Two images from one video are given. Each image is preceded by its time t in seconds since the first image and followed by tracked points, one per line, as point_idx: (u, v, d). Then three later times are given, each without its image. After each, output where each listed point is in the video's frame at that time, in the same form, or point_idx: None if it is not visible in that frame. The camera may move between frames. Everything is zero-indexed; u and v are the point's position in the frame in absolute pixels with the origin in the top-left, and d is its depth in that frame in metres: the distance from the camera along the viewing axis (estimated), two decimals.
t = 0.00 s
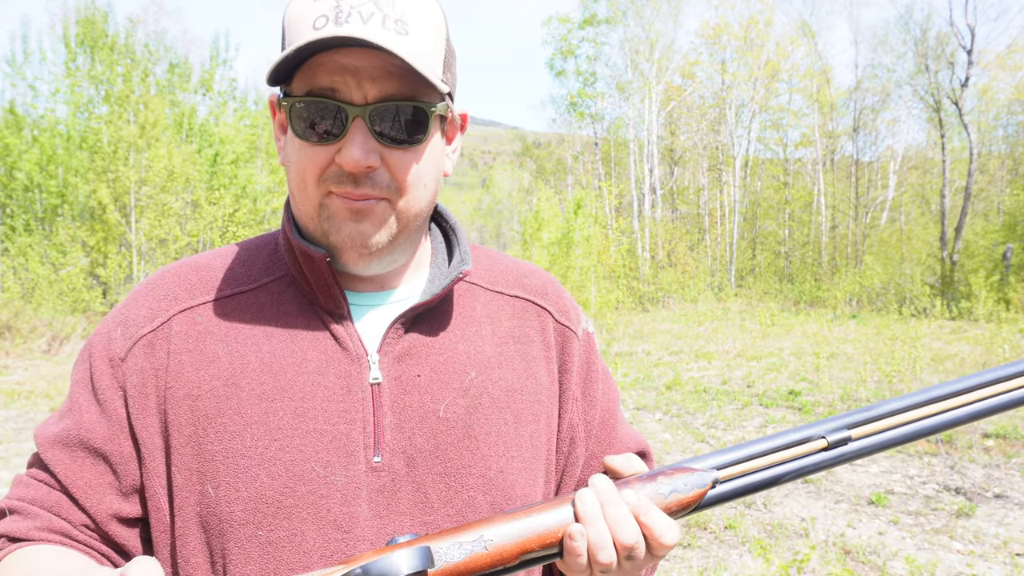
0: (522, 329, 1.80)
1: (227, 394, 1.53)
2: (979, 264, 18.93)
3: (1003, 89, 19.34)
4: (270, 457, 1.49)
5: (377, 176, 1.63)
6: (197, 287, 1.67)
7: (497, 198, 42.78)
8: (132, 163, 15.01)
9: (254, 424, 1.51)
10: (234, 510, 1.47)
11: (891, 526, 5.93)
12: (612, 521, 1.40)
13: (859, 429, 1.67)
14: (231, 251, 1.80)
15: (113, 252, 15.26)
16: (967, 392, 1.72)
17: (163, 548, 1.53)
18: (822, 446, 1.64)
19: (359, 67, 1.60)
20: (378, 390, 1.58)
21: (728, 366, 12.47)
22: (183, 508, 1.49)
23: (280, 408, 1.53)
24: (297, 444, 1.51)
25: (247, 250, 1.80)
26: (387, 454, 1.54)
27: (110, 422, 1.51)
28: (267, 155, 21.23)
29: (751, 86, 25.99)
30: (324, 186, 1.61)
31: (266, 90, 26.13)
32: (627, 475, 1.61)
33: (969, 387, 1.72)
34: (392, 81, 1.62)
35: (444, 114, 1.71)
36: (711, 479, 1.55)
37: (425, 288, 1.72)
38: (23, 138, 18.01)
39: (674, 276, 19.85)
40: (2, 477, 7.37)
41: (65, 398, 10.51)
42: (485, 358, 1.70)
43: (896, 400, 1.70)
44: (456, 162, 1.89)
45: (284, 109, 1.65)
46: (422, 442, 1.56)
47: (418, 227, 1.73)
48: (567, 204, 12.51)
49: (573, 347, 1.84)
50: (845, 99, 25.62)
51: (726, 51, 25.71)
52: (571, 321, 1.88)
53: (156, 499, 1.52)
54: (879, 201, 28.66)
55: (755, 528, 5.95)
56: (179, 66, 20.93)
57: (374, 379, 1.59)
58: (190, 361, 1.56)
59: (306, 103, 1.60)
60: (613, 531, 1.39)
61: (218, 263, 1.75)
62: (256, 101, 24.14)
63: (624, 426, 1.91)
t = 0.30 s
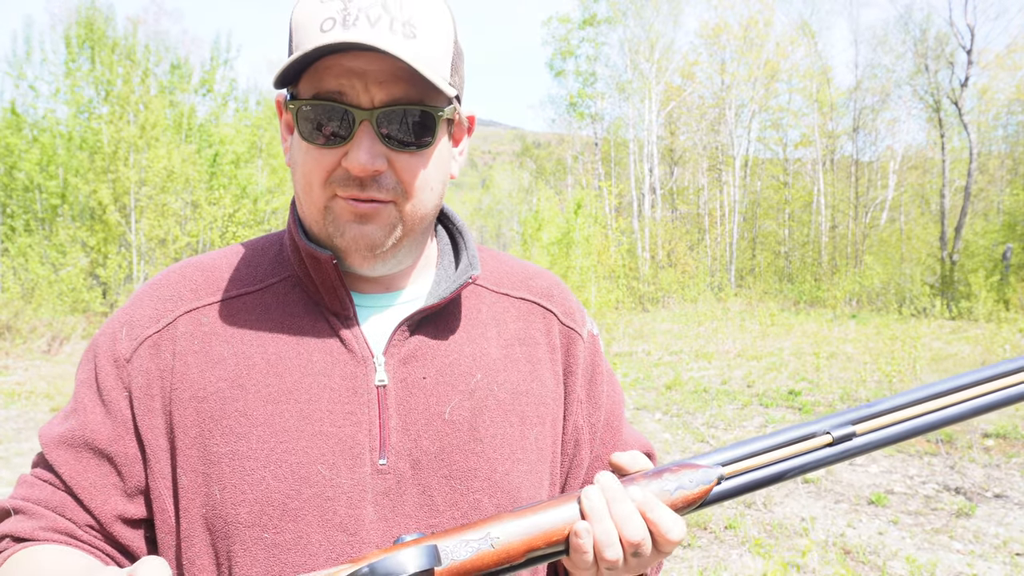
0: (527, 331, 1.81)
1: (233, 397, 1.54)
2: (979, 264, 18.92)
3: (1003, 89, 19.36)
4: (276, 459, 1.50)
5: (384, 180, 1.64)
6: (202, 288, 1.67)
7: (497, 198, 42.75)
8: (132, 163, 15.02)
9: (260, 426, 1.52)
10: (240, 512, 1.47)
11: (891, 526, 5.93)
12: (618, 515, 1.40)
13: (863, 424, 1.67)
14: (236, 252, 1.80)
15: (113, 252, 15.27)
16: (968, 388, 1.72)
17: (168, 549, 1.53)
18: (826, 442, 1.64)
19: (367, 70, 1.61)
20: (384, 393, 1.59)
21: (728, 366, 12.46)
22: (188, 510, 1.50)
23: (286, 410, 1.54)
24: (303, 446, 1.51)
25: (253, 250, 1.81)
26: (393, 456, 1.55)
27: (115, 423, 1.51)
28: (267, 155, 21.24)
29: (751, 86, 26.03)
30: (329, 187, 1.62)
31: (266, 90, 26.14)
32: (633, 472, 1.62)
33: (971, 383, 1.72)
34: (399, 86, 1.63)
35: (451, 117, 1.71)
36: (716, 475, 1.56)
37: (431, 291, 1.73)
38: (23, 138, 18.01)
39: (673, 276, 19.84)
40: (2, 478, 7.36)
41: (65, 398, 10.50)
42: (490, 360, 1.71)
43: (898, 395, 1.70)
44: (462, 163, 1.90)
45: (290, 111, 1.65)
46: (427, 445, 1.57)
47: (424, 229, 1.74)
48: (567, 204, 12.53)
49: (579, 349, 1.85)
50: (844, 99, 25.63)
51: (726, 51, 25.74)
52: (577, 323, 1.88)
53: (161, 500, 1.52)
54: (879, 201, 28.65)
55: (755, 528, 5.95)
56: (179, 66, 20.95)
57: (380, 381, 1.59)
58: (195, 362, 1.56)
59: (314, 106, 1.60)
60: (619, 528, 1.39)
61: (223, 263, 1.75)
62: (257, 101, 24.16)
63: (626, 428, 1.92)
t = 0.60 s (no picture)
0: (531, 333, 1.80)
1: (235, 400, 1.53)
2: (978, 264, 18.93)
3: (1003, 89, 19.36)
4: (279, 462, 1.49)
5: (389, 183, 1.64)
6: (204, 290, 1.66)
7: (497, 198, 42.74)
8: (132, 163, 15.02)
9: (263, 429, 1.51)
10: (243, 515, 1.47)
11: (891, 526, 5.93)
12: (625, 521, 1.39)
13: (869, 428, 1.67)
14: (238, 253, 1.80)
15: (113, 252, 15.29)
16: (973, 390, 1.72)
17: (171, 552, 1.53)
18: (833, 445, 1.63)
19: (370, 73, 1.60)
20: (387, 394, 1.59)
21: (728, 366, 12.46)
22: (191, 513, 1.49)
23: (289, 413, 1.54)
24: (306, 450, 1.51)
25: (255, 250, 1.81)
26: (396, 459, 1.55)
27: (115, 426, 1.50)
28: (268, 155, 21.25)
29: (750, 86, 26.07)
30: (333, 190, 1.62)
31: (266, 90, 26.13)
32: (639, 474, 1.63)
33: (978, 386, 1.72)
34: (402, 88, 1.62)
35: (455, 119, 1.71)
36: (722, 479, 1.56)
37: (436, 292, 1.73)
38: (23, 138, 18.03)
39: (674, 276, 19.87)
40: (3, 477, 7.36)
41: (65, 399, 10.49)
42: (493, 361, 1.71)
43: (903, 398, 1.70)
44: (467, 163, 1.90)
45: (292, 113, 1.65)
46: (431, 447, 1.57)
47: (429, 232, 1.74)
48: (568, 204, 12.54)
49: (582, 350, 1.85)
50: (844, 99, 25.59)
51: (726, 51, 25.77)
52: (580, 324, 1.87)
53: (164, 503, 1.52)
54: (879, 201, 28.62)
55: (755, 528, 5.95)
56: (179, 66, 20.96)
57: (383, 383, 1.59)
58: (198, 365, 1.56)
59: (316, 109, 1.60)
60: (624, 532, 1.39)
61: (225, 263, 1.75)
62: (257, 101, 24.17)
63: (628, 430, 1.92)
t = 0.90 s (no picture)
0: (524, 327, 1.80)
1: (230, 396, 1.53)
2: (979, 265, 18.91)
3: (1003, 89, 19.35)
4: (275, 456, 1.49)
5: (427, 183, 1.66)
6: (198, 286, 1.66)
7: (497, 198, 42.71)
8: (132, 164, 15.02)
9: (258, 424, 1.51)
10: (240, 511, 1.47)
11: (891, 526, 5.93)
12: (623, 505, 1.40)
13: (868, 400, 1.72)
14: (233, 252, 1.79)
15: (113, 252, 15.30)
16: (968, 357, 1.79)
17: (169, 548, 1.53)
18: (834, 419, 1.68)
19: (415, 75, 1.60)
20: (383, 388, 1.59)
21: (728, 366, 12.45)
22: (187, 509, 1.49)
23: (284, 408, 1.53)
24: (301, 443, 1.51)
25: (252, 250, 1.81)
26: (392, 452, 1.54)
27: (111, 423, 1.51)
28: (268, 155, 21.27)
29: (750, 86, 26.12)
30: (372, 190, 1.63)
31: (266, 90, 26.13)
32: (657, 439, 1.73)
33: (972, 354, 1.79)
34: (442, 87, 1.64)
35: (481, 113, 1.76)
36: (720, 461, 1.58)
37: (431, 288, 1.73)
38: (24, 139, 18.05)
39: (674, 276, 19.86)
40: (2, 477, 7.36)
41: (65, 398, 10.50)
42: (488, 355, 1.71)
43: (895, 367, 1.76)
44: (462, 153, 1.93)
45: (329, 117, 1.61)
46: (427, 440, 1.57)
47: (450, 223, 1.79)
48: (568, 204, 12.56)
49: (576, 344, 1.85)
50: (844, 99, 25.56)
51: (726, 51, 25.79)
52: (572, 318, 1.88)
53: (158, 498, 1.52)
54: (879, 202, 28.59)
55: (755, 528, 5.95)
56: (179, 66, 20.96)
57: (378, 377, 1.59)
58: (192, 361, 1.56)
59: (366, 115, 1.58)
60: (623, 516, 1.39)
61: (217, 262, 1.74)
62: (257, 102, 24.20)
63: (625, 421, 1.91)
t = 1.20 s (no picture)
0: (512, 315, 1.80)
1: (226, 397, 1.53)
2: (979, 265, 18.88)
3: (1003, 89, 19.32)
4: (275, 455, 1.50)
5: (441, 193, 1.71)
6: (186, 288, 1.65)
7: (497, 198, 42.70)
8: (132, 164, 15.00)
9: (256, 423, 1.51)
10: (242, 510, 1.47)
11: (891, 526, 5.93)
12: (604, 489, 1.43)
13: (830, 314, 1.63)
14: (218, 253, 1.78)
15: (113, 252, 15.30)
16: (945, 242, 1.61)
17: (174, 551, 1.53)
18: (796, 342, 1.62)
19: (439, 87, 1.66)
20: (377, 383, 1.59)
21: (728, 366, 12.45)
22: (190, 512, 1.49)
23: (280, 406, 1.54)
24: (300, 442, 1.51)
25: (241, 250, 1.80)
26: (389, 445, 1.56)
27: (113, 430, 1.50)
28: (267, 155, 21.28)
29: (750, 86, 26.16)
30: (392, 201, 1.65)
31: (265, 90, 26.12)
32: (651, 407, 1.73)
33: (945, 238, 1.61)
34: (459, 98, 1.72)
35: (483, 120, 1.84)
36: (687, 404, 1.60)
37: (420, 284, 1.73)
38: (24, 139, 18.06)
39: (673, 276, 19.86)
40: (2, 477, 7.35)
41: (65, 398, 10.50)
42: (477, 344, 1.71)
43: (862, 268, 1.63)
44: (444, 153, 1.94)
45: (360, 129, 1.61)
46: (423, 431, 1.58)
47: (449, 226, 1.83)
48: (568, 203, 12.59)
49: (563, 328, 1.84)
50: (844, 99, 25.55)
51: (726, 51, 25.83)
52: (559, 304, 1.87)
53: (164, 501, 1.52)
54: (879, 202, 28.59)
55: (755, 528, 5.95)
56: (179, 66, 20.96)
57: (372, 372, 1.60)
58: (187, 365, 1.55)
59: (399, 127, 1.61)
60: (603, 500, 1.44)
61: (203, 264, 1.73)
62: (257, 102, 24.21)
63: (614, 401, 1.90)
